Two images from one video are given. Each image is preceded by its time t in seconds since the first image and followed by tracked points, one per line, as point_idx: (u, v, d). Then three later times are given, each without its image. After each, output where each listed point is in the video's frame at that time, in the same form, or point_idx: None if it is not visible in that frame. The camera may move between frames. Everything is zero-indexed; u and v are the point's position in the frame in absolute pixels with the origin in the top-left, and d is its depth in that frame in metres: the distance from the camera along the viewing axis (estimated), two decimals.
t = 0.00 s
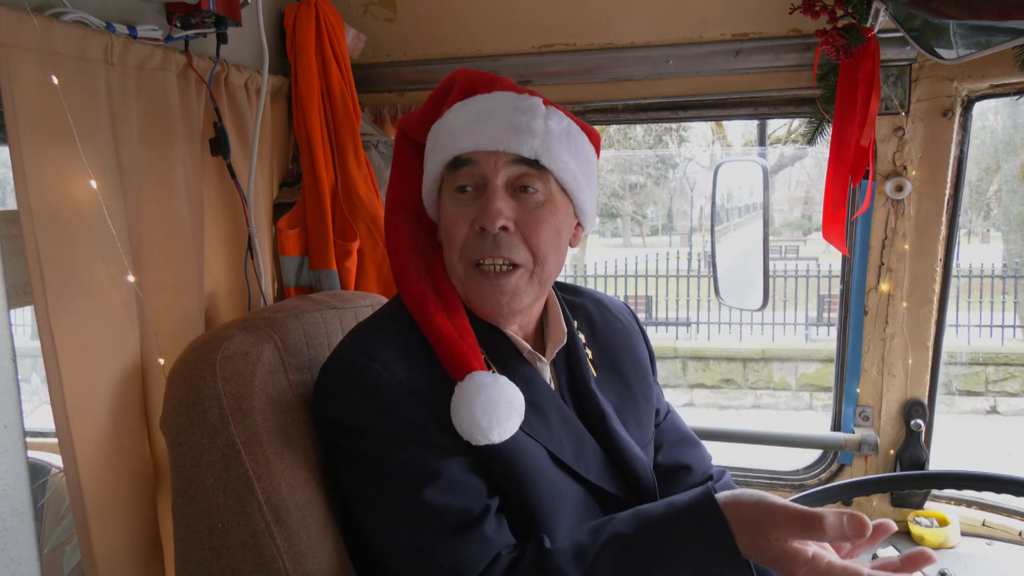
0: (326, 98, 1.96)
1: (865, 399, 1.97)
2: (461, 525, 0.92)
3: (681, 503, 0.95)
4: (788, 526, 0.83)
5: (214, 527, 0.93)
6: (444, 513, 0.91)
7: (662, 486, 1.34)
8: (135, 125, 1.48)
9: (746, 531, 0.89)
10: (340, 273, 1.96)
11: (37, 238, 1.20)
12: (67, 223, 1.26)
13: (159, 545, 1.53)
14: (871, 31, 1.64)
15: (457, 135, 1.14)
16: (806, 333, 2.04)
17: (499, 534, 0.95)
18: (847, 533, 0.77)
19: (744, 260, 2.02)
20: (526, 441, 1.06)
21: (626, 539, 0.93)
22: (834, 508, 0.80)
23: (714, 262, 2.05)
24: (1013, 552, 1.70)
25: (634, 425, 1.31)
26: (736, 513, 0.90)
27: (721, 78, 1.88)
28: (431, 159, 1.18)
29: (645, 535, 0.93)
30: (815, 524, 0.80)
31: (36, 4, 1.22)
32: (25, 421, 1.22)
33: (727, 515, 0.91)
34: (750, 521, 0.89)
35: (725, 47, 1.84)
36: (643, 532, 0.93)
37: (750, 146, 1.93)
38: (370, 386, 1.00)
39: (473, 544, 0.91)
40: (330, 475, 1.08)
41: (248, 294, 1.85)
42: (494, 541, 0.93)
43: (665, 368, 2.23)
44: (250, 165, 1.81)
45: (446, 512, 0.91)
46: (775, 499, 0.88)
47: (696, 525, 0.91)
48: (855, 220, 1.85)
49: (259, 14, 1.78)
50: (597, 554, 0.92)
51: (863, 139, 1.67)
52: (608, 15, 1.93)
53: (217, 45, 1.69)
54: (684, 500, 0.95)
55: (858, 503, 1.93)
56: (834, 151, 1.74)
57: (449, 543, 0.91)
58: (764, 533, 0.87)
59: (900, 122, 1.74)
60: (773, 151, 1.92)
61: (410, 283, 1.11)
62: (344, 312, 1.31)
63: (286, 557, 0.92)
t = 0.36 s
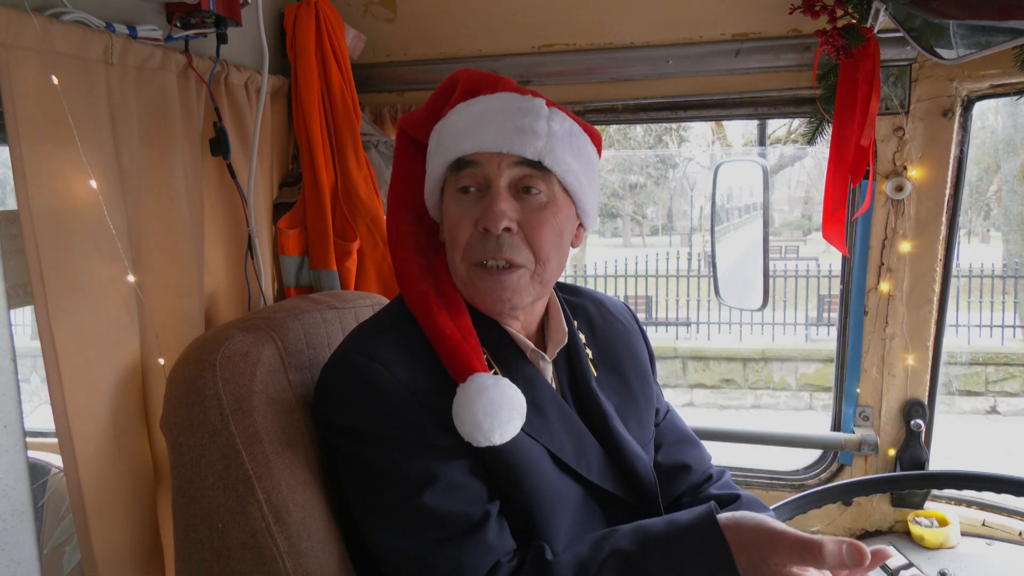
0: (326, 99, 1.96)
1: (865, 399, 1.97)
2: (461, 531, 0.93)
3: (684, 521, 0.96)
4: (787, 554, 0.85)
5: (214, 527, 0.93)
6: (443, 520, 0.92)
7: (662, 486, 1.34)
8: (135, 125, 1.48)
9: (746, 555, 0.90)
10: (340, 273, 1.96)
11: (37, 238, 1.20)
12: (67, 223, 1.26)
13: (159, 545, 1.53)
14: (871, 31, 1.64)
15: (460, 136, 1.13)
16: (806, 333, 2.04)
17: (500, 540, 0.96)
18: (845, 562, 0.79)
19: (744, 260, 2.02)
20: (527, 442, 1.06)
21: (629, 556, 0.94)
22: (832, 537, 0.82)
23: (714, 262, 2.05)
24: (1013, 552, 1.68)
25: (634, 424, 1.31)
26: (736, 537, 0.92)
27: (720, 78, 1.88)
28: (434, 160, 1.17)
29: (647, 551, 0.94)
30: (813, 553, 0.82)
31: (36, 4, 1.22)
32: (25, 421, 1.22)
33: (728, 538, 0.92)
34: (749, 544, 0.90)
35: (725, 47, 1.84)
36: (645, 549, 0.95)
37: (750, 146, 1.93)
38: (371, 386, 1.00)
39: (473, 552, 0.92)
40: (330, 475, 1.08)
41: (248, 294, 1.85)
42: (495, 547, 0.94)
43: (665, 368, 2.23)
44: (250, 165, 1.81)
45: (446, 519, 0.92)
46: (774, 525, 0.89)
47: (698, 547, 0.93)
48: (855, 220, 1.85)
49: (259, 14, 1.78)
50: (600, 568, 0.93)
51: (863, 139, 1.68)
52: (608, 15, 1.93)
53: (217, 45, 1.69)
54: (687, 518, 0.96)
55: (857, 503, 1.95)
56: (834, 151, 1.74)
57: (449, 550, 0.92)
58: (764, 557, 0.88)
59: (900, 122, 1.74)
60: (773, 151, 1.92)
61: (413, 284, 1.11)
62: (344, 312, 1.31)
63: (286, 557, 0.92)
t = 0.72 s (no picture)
0: (327, 98, 1.96)
1: (865, 399, 1.97)
2: (461, 534, 0.94)
3: (669, 525, 0.96)
4: None
5: (214, 527, 0.93)
6: (444, 522, 0.93)
7: (661, 484, 1.34)
8: (135, 125, 1.48)
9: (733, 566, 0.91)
10: (340, 273, 1.96)
11: (37, 238, 1.20)
12: (67, 223, 1.26)
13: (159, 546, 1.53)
14: (871, 30, 1.64)
15: (487, 133, 1.13)
16: (805, 333, 2.04)
17: (498, 541, 0.97)
18: None
19: (744, 260, 2.02)
20: (527, 440, 1.06)
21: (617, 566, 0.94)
22: None
23: (714, 262, 2.05)
24: (1013, 552, 1.68)
25: (632, 422, 1.32)
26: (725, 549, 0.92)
27: (721, 78, 1.88)
28: (454, 155, 1.14)
29: (633, 557, 0.94)
30: None
31: (36, 5, 1.22)
32: (25, 421, 1.22)
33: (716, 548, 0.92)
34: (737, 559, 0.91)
35: (725, 47, 1.84)
36: (632, 554, 0.94)
37: (750, 146, 1.93)
38: (372, 384, 1.00)
39: (473, 552, 0.93)
40: (330, 474, 1.08)
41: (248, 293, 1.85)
42: (493, 549, 0.96)
43: (665, 368, 2.23)
44: (250, 165, 1.81)
45: (447, 522, 0.93)
46: (767, 547, 0.88)
47: (685, 552, 0.93)
48: (855, 220, 1.85)
49: (259, 14, 1.78)
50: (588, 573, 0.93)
51: (863, 139, 1.68)
52: (608, 15, 1.93)
53: (217, 45, 1.69)
54: (672, 523, 0.96)
55: (857, 503, 1.95)
56: (834, 151, 1.74)
57: (449, 551, 0.92)
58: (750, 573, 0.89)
59: (900, 122, 1.74)
60: (773, 151, 1.92)
61: (414, 282, 1.10)
62: (344, 312, 1.31)
63: (286, 557, 0.92)
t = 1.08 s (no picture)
0: (326, 98, 1.96)
1: (865, 399, 1.97)
2: (460, 537, 0.93)
3: (665, 525, 0.96)
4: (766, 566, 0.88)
5: (214, 527, 0.93)
6: (444, 525, 0.93)
7: (661, 485, 1.34)
8: (135, 125, 1.48)
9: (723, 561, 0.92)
10: (340, 273, 1.96)
11: (37, 238, 1.20)
12: (67, 223, 1.26)
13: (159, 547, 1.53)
14: (871, 30, 1.64)
15: (526, 133, 1.14)
16: (805, 333, 2.04)
17: (497, 545, 0.97)
18: None
19: (744, 260, 2.02)
20: (528, 442, 1.06)
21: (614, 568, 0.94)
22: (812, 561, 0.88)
23: (714, 262, 2.05)
24: (1013, 552, 1.68)
25: (633, 422, 1.32)
26: (716, 542, 0.93)
27: (720, 78, 1.88)
28: (491, 155, 1.14)
29: (629, 557, 0.94)
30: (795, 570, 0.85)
31: (36, 4, 1.22)
32: (25, 421, 1.22)
33: (709, 543, 0.94)
34: (728, 552, 0.92)
35: (725, 47, 1.84)
36: (627, 554, 0.94)
37: (750, 146, 1.93)
38: (373, 385, 1.00)
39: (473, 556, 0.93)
40: (330, 474, 1.08)
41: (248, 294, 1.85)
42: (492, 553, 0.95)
43: (665, 368, 2.23)
44: (250, 165, 1.81)
45: (447, 525, 0.93)
46: (756, 533, 0.91)
47: (679, 554, 0.93)
48: (855, 220, 1.85)
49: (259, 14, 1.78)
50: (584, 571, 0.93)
51: (863, 139, 1.68)
52: (608, 15, 1.93)
53: (217, 45, 1.69)
54: (668, 523, 0.96)
55: (857, 502, 1.94)
56: (834, 151, 1.74)
57: (449, 553, 0.92)
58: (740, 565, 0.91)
59: (900, 122, 1.74)
60: (773, 151, 1.92)
61: (414, 287, 1.10)
62: (344, 312, 1.31)
63: (286, 557, 0.92)
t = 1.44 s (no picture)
0: (326, 98, 1.96)
1: (865, 399, 1.97)
2: (459, 541, 0.93)
3: (663, 530, 0.96)
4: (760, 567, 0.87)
5: (214, 527, 0.93)
6: (443, 528, 0.93)
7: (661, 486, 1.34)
8: (135, 125, 1.48)
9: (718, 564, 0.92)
10: (340, 274, 1.96)
11: (37, 238, 1.20)
12: (67, 223, 1.26)
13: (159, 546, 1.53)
14: (871, 30, 1.64)
15: (521, 133, 1.14)
16: (806, 333, 2.04)
17: (495, 550, 0.97)
18: None
19: (744, 260, 2.02)
20: (527, 444, 1.06)
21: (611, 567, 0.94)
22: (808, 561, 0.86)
23: (714, 262, 2.05)
24: (1013, 552, 1.67)
25: (633, 423, 1.32)
26: (711, 544, 0.93)
27: (720, 78, 1.88)
28: (486, 156, 1.14)
29: (627, 562, 0.94)
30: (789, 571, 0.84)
31: (36, 5, 1.22)
32: (25, 421, 1.22)
33: (704, 546, 0.93)
34: (723, 555, 0.92)
35: (725, 47, 1.84)
36: (625, 559, 0.94)
37: (750, 146, 1.93)
38: (373, 386, 1.00)
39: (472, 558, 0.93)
40: (330, 475, 1.08)
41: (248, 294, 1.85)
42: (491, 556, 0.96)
43: (665, 368, 2.23)
44: (250, 165, 1.81)
45: (447, 527, 0.93)
46: (749, 534, 0.90)
47: (676, 558, 0.93)
48: (855, 220, 1.85)
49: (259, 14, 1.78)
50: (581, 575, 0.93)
51: (863, 139, 1.67)
52: (608, 15, 1.93)
53: (217, 45, 1.69)
54: (667, 528, 0.96)
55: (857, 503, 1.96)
56: (834, 151, 1.74)
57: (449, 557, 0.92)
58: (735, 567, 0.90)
59: (900, 122, 1.74)
60: (773, 151, 1.92)
61: (414, 288, 1.10)
62: (344, 312, 1.31)
63: (286, 557, 0.92)
